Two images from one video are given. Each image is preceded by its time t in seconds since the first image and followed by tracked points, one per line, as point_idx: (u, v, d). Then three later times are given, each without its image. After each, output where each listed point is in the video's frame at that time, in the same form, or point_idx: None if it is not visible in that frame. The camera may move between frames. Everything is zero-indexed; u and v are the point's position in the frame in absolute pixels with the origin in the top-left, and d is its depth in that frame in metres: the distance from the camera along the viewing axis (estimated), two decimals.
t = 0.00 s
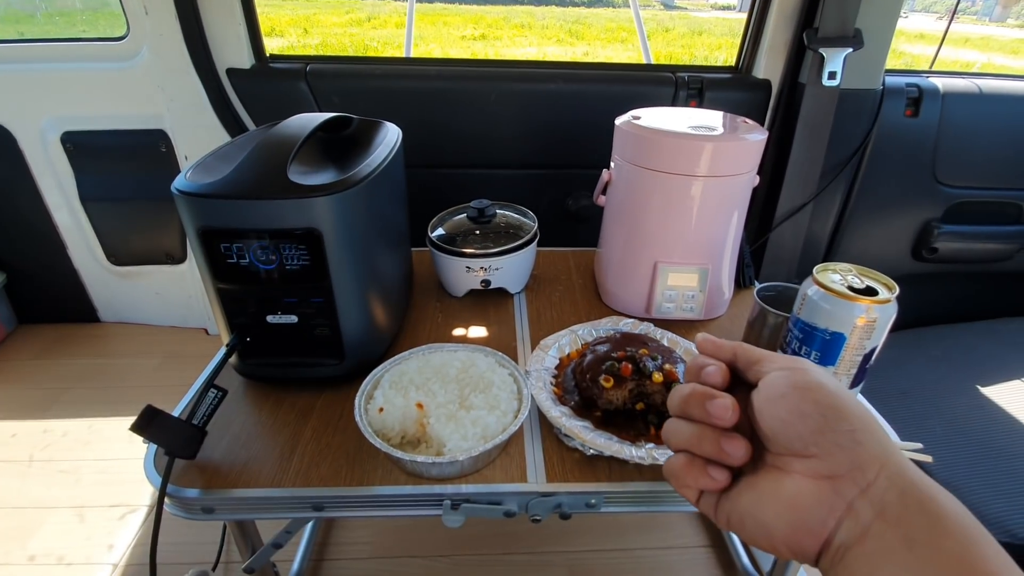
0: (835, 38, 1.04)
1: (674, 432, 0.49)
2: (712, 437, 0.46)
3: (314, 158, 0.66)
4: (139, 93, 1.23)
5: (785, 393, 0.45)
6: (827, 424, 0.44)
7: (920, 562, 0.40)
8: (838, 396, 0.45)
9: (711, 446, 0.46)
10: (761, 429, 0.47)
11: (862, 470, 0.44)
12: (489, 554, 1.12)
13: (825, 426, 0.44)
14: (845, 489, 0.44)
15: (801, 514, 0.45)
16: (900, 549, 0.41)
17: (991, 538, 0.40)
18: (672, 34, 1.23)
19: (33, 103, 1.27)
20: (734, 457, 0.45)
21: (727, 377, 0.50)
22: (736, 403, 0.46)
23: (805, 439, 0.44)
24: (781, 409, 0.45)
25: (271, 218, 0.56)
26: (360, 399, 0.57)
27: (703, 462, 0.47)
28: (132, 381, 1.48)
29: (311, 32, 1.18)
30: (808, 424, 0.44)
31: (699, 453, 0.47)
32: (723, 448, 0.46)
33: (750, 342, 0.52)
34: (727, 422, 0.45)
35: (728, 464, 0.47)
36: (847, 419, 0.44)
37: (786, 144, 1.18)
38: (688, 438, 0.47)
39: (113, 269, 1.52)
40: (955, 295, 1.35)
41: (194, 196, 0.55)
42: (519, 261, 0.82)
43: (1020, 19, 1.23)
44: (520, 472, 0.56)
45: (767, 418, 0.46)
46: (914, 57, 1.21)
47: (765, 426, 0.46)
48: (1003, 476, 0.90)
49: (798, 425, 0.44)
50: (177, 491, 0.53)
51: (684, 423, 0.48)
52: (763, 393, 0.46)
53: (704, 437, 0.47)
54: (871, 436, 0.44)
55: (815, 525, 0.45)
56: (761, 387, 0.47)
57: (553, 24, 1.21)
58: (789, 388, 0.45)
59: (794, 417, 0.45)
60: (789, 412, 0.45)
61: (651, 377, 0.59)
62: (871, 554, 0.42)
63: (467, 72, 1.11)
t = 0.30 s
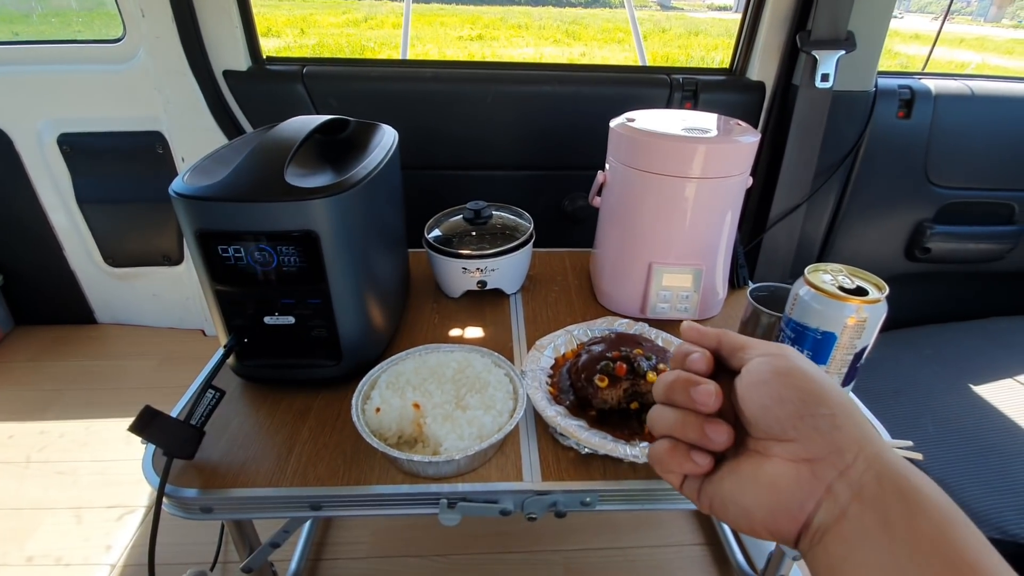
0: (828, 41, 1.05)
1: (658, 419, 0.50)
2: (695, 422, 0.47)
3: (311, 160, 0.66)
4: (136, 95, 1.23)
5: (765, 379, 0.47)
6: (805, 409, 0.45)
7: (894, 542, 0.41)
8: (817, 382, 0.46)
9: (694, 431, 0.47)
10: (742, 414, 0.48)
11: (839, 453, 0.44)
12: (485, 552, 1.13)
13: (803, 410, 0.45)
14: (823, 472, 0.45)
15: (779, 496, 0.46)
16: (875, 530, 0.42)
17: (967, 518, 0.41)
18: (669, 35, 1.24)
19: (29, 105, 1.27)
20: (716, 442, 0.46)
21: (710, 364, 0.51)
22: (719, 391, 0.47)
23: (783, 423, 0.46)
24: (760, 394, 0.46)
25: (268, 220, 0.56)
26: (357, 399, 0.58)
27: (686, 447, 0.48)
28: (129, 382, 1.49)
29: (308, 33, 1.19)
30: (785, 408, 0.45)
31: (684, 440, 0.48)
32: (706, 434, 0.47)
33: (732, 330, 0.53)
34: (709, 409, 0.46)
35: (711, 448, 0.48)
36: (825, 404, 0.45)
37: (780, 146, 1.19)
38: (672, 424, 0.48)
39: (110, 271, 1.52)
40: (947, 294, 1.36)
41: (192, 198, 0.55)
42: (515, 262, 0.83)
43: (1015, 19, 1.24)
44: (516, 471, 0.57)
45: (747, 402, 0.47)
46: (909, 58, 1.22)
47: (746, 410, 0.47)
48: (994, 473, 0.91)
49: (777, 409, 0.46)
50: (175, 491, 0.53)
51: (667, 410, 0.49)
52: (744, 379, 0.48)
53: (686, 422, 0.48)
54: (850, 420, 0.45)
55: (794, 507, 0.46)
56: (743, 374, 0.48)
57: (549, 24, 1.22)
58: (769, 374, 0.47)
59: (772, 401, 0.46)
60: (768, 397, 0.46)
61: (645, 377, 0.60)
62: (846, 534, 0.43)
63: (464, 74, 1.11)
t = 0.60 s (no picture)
0: (824, 40, 1.05)
1: (650, 396, 0.51)
2: (685, 398, 0.49)
3: (306, 161, 0.65)
4: (130, 96, 1.23)
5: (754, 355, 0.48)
6: (792, 382, 0.47)
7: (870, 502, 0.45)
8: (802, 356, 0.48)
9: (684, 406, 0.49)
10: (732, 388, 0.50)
11: (822, 422, 0.47)
12: (484, 555, 1.13)
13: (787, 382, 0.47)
14: (807, 441, 0.48)
15: (769, 471, 0.48)
16: (853, 492, 0.46)
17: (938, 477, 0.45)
18: (665, 35, 1.23)
19: (23, 106, 1.26)
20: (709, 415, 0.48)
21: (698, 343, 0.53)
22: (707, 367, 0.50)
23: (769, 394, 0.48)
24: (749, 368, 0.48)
25: (263, 222, 0.56)
26: (355, 403, 0.59)
27: (676, 422, 0.50)
28: (125, 385, 1.48)
29: (304, 33, 1.18)
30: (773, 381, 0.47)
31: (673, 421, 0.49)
32: (696, 408, 0.49)
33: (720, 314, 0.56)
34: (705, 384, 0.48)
35: (699, 423, 0.50)
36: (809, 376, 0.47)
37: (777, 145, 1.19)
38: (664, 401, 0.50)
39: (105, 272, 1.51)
40: (944, 294, 1.36)
41: (186, 200, 0.55)
42: (512, 263, 0.82)
43: (1009, 19, 1.24)
44: (513, 475, 0.56)
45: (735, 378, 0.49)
46: (905, 57, 1.22)
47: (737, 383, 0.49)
48: (992, 473, 0.91)
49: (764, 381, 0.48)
50: (169, 497, 0.53)
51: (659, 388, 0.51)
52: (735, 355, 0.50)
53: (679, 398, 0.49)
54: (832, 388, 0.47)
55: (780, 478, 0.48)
56: (732, 350, 0.50)
57: (546, 24, 1.21)
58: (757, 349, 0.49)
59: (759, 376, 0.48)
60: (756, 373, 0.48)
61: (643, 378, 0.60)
62: (831, 497, 0.47)
63: (460, 74, 1.11)
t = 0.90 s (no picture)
0: (821, 43, 1.05)
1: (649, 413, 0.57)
2: (675, 415, 0.55)
3: (304, 166, 0.65)
4: (127, 100, 1.23)
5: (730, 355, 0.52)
6: (772, 377, 0.49)
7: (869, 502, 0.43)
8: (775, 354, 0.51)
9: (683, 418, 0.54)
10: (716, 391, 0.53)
11: (813, 420, 0.47)
12: (484, 558, 1.13)
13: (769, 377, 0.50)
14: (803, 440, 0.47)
15: (769, 471, 0.48)
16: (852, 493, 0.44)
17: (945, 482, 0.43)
18: (662, 36, 1.23)
19: (20, 110, 1.26)
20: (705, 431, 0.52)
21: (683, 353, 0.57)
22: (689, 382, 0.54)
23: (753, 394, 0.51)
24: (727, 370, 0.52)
25: (261, 228, 0.55)
26: (353, 407, 0.59)
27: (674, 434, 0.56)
28: (123, 389, 1.48)
29: (301, 35, 1.19)
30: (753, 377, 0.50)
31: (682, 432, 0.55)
32: (685, 423, 0.54)
33: (702, 321, 0.59)
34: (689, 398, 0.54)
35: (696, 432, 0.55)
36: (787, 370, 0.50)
37: (774, 147, 1.19)
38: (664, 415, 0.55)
39: (102, 276, 1.50)
40: (941, 294, 1.37)
41: (183, 206, 0.55)
42: (511, 266, 0.82)
43: (1006, 19, 1.23)
44: (512, 479, 0.56)
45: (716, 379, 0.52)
46: (902, 57, 1.22)
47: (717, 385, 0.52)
48: (990, 475, 0.91)
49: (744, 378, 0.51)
50: (169, 503, 0.53)
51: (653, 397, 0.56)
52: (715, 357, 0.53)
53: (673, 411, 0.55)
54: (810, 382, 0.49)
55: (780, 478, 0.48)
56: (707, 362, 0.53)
57: (543, 25, 1.21)
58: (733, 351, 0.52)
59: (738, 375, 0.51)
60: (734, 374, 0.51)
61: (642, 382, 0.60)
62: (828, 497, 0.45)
63: (457, 77, 1.11)
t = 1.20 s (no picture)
0: (816, 45, 1.06)
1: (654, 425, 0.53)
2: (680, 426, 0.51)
3: (303, 169, 0.66)
4: (126, 101, 1.23)
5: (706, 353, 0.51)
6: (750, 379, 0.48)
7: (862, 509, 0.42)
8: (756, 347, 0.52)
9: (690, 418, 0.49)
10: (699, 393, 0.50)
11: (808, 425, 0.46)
12: (482, 558, 1.13)
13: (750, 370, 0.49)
14: (805, 440, 0.44)
15: (769, 471, 0.44)
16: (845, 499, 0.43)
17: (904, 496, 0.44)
18: (659, 37, 1.24)
19: (18, 113, 1.26)
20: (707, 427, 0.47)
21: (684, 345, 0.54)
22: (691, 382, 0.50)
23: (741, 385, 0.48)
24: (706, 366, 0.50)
25: (260, 230, 0.56)
26: (352, 408, 0.59)
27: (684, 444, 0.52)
28: (122, 390, 1.48)
29: (299, 36, 1.19)
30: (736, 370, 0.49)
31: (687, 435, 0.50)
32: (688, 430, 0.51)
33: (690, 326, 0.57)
34: (671, 395, 0.50)
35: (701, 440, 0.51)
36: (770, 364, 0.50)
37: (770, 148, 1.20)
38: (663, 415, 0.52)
39: (101, 278, 1.51)
40: (937, 294, 1.38)
41: (182, 208, 0.55)
42: (508, 267, 0.83)
43: (1002, 19, 1.24)
44: (511, 479, 0.57)
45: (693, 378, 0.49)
46: (897, 58, 1.23)
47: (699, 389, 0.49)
48: (985, 473, 0.91)
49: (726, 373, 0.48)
50: (169, 503, 0.53)
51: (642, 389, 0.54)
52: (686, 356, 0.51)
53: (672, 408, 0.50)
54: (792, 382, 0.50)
55: (780, 480, 0.44)
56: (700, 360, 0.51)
57: (541, 26, 1.22)
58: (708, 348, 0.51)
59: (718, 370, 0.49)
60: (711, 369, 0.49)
61: (638, 382, 0.60)
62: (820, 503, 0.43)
63: (455, 78, 1.12)
